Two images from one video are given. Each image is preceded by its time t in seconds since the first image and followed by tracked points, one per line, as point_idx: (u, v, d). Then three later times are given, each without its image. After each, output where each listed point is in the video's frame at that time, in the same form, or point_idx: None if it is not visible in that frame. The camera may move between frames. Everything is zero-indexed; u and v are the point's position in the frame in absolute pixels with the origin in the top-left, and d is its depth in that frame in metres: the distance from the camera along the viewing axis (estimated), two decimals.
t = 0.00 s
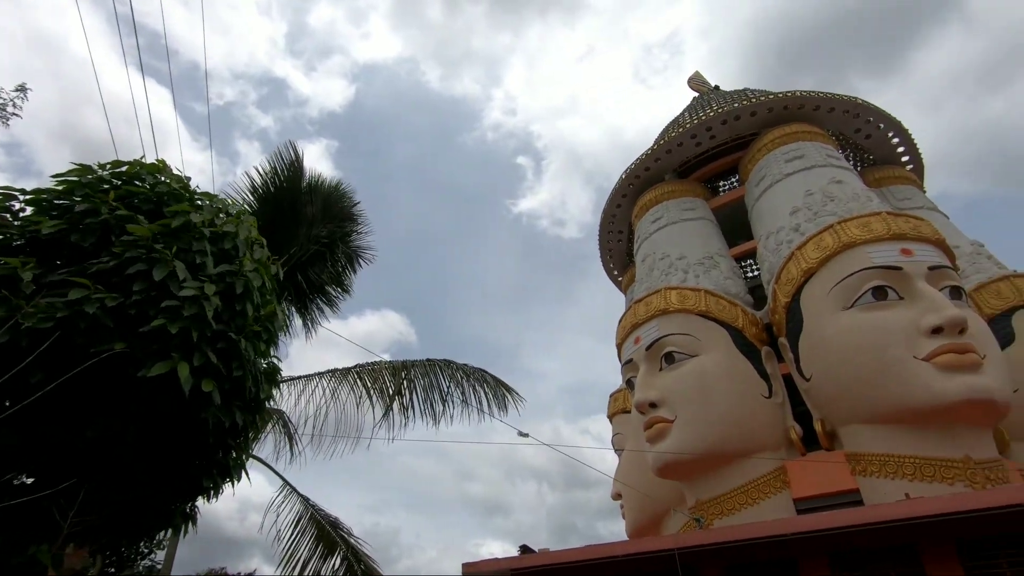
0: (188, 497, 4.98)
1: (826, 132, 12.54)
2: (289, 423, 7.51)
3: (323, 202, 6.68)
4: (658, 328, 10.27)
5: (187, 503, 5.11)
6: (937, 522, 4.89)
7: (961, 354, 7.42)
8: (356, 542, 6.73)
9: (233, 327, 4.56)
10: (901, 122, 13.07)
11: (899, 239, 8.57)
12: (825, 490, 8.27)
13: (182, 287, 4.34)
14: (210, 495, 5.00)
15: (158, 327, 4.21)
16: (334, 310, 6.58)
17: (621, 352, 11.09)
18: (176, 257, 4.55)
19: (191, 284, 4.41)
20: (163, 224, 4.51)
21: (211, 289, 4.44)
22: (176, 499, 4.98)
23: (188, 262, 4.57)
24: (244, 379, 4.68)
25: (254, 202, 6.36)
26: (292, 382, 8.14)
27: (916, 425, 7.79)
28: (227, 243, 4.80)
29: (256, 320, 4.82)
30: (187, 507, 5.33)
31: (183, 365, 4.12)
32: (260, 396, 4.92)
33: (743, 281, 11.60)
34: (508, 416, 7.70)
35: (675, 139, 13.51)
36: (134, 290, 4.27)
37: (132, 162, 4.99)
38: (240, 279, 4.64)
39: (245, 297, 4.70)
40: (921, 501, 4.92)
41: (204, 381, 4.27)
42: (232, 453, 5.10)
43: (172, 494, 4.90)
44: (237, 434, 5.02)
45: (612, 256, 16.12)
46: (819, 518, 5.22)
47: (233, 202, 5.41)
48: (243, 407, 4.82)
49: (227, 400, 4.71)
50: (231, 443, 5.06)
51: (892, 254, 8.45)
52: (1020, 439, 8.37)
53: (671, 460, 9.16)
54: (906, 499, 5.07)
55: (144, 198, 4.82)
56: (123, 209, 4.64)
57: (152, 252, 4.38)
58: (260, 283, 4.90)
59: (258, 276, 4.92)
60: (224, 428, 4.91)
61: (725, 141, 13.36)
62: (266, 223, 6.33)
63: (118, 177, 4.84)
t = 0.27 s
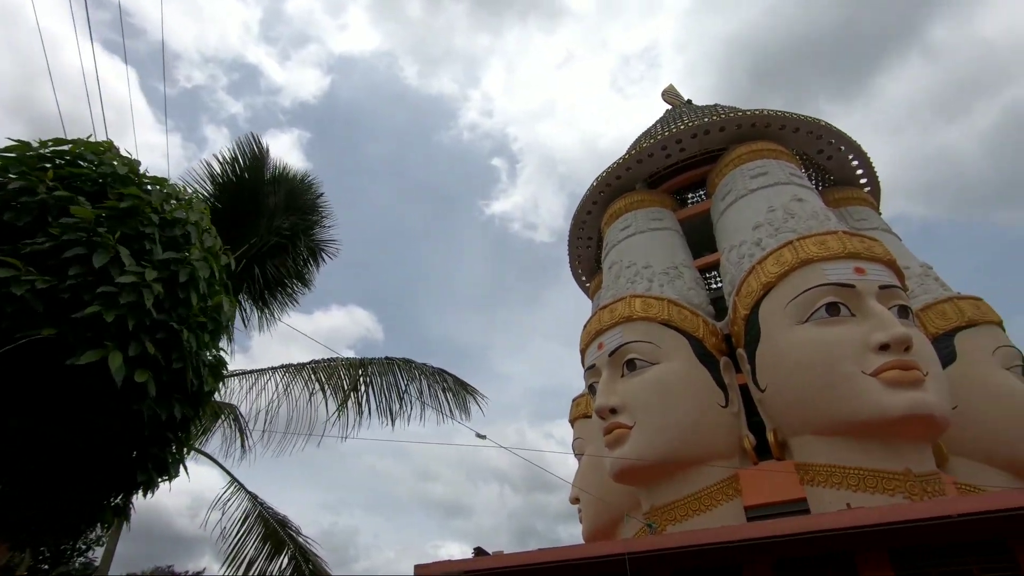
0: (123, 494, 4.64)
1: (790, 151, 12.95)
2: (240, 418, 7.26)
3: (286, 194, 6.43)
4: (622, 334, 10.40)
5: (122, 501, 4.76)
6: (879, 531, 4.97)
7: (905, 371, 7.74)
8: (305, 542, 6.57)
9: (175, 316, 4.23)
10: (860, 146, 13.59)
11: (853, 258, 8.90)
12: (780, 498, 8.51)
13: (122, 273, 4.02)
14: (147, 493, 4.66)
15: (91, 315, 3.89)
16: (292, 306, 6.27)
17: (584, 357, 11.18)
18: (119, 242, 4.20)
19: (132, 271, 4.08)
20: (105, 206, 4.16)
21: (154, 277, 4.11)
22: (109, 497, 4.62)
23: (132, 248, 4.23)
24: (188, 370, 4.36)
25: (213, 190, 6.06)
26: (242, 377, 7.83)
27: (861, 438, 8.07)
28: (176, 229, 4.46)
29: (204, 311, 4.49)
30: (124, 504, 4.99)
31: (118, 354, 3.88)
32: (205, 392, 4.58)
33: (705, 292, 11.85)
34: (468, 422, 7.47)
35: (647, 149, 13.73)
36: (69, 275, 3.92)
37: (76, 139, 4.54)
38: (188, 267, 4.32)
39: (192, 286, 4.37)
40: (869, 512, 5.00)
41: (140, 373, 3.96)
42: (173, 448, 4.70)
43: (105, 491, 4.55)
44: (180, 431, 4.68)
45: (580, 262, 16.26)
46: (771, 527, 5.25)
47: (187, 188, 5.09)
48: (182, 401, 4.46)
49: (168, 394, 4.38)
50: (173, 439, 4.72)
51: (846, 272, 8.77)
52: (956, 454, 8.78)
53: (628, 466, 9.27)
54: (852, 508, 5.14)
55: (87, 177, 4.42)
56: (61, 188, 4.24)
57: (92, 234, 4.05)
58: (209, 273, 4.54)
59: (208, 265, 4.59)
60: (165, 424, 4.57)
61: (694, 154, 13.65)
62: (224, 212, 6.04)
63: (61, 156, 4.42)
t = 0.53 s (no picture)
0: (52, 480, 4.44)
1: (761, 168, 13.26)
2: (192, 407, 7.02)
3: (253, 180, 6.21)
4: (589, 340, 10.50)
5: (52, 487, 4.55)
6: (820, 543, 5.07)
7: (857, 388, 7.99)
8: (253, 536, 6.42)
9: (119, 299, 4.10)
10: (828, 169, 14.01)
11: (815, 276, 9.17)
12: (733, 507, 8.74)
13: (62, 251, 3.86)
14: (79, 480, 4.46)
15: (25, 293, 3.73)
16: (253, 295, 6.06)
17: (551, 361, 11.24)
18: (63, 220, 4.04)
19: (74, 250, 3.93)
20: (50, 182, 3.98)
21: (96, 257, 3.96)
22: (37, 482, 4.41)
23: (77, 227, 4.07)
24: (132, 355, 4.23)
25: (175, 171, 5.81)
26: (194, 365, 7.46)
27: (814, 452, 8.29)
28: (126, 211, 4.30)
29: (149, 296, 4.34)
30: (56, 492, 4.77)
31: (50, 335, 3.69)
32: (145, 378, 4.42)
33: (673, 302, 12.04)
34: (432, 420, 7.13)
35: (624, 159, 13.89)
36: (3, 251, 3.75)
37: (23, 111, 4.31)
38: (135, 249, 4.17)
39: (138, 270, 4.21)
40: (813, 523, 5.10)
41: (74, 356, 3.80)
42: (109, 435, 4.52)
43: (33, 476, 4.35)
44: (117, 417, 4.50)
45: (553, 267, 16.34)
46: (717, 535, 5.35)
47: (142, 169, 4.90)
48: (121, 386, 4.30)
49: (104, 379, 4.21)
50: (110, 426, 4.54)
51: (808, 289, 9.02)
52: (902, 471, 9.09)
53: (588, 471, 9.36)
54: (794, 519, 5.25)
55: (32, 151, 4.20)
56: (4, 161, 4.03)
57: (34, 210, 3.89)
58: (158, 257, 4.38)
59: (158, 249, 4.44)
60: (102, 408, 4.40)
61: (670, 166, 13.86)
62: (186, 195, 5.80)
63: (6, 128, 4.20)
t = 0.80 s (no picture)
0: None
1: (735, 179, 13.51)
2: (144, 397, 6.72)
3: (220, 165, 6.05)
4: (560, 342, 10.55)
5: None
6: (771, 547, 5.16)
7: (817, 397, 8.19)
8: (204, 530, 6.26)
9: (58, 281, 3.96)
10: (799, 182, 14.33)
11: (781, 287, 9.37)
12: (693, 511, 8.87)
13: None
14: (14, 466, 4.28)
15: None
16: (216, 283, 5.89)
17: (522, 361, 11.26)
18: (4, 195, 3.91)
19: (12, 228, 3.79)
20: None
21: (35, 237, 3.82)
22: None
23: (19, 204, 3.93)
24: (77, 340, 4.08)
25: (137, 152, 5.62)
26: (146, 353, 7.12)
27: (774, 458, 8.47)
28: (74, 189, 4.14)
29: (94, 279, 4.18)
30: None
31: None
32: (86, 363, 4.24)
33: (644, 307, 12.17)
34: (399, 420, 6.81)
35: (602, 163, 13.99)
36: None
37: None
38: (79, 230, 4.01)
39: (82, 251, 4.06)
40: (767, 527, 5.19)
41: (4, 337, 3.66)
42: (48, 421, 4.34)
43: None
44: (57, 401, 4.33)
45: (528, 268, 16.36)
46: (675, 536, 5.45)
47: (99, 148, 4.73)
48: (58, 371, 4.15)
49: (41, 362, 4.05)
50: (50, 411, 4.35)
51: (774, 299, 9.21)
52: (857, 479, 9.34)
53: (553, 472, 9.40)
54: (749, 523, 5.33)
55: None
56: None
57: None
58: (105, 240, 4.21)
59: (107, 231, 4.27)
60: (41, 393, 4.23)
61: (646, 172, 14.02)
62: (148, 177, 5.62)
63: None
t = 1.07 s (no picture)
0: None
1: (707, 181, 13.70)
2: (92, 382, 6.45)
3: (181, 145, 5.88)
4: (529, 337, 10.55)
5: None
6: (725, 543, 5.28)
7: (778, 397, 8.36)
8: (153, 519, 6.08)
9: None
10: (770, 187, 14.61)
11: (748, 288, 9.55)
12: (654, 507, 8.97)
13: None
14: None
15: None
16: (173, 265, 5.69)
17: (491, 356, 11.24)
18: None
19: None
20: None
21: None
22: None
23: None
24: (3, 314, 3.89)
25: (92, 127, 5.42)
26: (90, 335, 6.72)
27: (734, 456, 8.62)
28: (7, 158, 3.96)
29: (26, 252, 3.99)
30: None
31: None
32: (19, 342, 4.04)
33: (614, 305, 12.26)
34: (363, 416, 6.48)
35: (578, 160, 14.04)
36: None
37: None
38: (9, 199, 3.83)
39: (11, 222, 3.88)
40: (723, 523, 5.28)
41: None
42: None
43: None
44: None
45: (501, 262, 16.32)
46: (630, 531, 5.47)
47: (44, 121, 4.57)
48: None
49: None
50: None
51: (740, 300, 9.38)
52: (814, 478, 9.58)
53: (518, 466, 9.42)
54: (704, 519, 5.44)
55: None
56: None
57: None
58: (41, 211, 4.02)
59: (44, 203, 4.09)
60: None
61: (621, 171, 14.11)
62: (103, 153, 5.42)
63: None
